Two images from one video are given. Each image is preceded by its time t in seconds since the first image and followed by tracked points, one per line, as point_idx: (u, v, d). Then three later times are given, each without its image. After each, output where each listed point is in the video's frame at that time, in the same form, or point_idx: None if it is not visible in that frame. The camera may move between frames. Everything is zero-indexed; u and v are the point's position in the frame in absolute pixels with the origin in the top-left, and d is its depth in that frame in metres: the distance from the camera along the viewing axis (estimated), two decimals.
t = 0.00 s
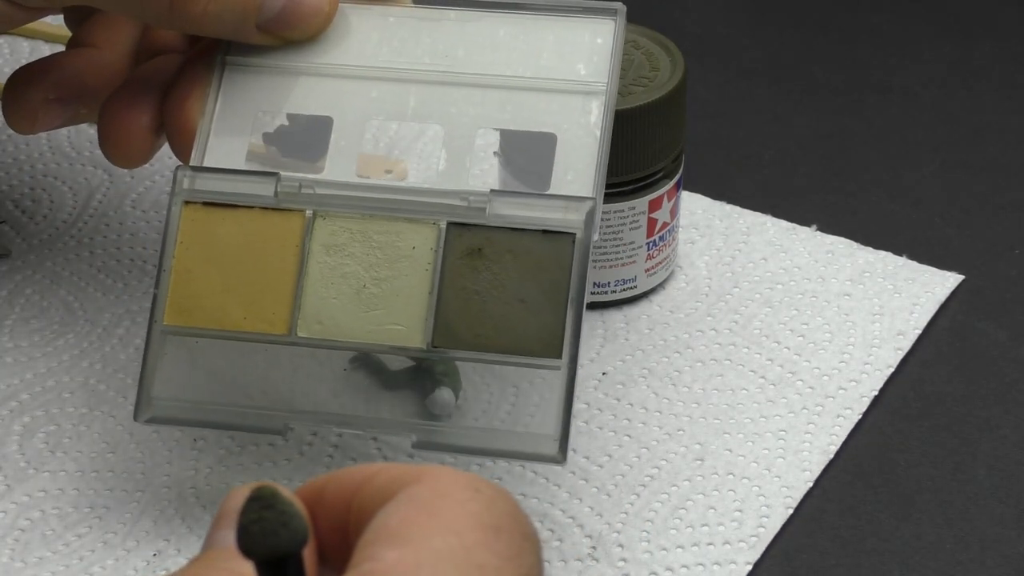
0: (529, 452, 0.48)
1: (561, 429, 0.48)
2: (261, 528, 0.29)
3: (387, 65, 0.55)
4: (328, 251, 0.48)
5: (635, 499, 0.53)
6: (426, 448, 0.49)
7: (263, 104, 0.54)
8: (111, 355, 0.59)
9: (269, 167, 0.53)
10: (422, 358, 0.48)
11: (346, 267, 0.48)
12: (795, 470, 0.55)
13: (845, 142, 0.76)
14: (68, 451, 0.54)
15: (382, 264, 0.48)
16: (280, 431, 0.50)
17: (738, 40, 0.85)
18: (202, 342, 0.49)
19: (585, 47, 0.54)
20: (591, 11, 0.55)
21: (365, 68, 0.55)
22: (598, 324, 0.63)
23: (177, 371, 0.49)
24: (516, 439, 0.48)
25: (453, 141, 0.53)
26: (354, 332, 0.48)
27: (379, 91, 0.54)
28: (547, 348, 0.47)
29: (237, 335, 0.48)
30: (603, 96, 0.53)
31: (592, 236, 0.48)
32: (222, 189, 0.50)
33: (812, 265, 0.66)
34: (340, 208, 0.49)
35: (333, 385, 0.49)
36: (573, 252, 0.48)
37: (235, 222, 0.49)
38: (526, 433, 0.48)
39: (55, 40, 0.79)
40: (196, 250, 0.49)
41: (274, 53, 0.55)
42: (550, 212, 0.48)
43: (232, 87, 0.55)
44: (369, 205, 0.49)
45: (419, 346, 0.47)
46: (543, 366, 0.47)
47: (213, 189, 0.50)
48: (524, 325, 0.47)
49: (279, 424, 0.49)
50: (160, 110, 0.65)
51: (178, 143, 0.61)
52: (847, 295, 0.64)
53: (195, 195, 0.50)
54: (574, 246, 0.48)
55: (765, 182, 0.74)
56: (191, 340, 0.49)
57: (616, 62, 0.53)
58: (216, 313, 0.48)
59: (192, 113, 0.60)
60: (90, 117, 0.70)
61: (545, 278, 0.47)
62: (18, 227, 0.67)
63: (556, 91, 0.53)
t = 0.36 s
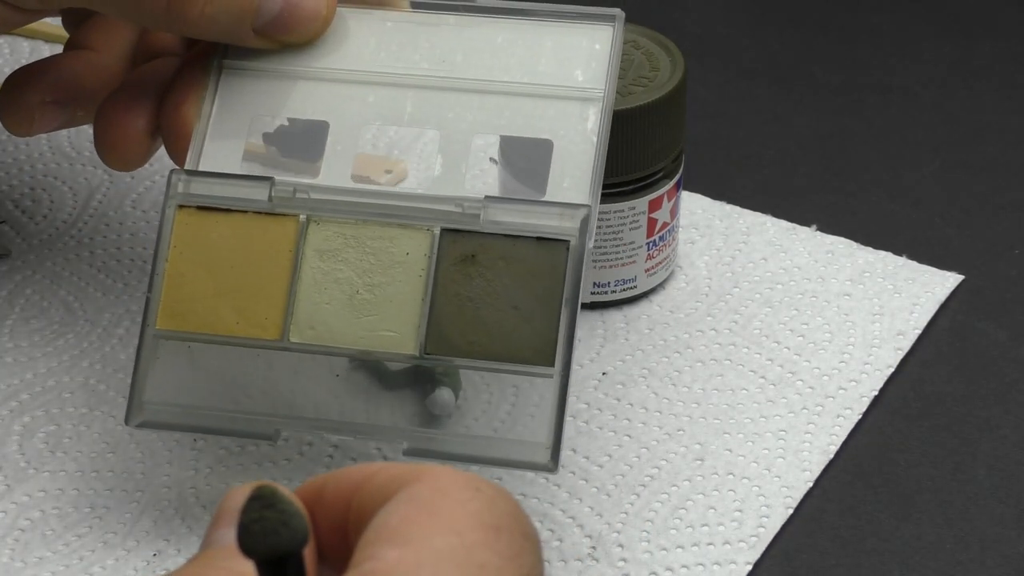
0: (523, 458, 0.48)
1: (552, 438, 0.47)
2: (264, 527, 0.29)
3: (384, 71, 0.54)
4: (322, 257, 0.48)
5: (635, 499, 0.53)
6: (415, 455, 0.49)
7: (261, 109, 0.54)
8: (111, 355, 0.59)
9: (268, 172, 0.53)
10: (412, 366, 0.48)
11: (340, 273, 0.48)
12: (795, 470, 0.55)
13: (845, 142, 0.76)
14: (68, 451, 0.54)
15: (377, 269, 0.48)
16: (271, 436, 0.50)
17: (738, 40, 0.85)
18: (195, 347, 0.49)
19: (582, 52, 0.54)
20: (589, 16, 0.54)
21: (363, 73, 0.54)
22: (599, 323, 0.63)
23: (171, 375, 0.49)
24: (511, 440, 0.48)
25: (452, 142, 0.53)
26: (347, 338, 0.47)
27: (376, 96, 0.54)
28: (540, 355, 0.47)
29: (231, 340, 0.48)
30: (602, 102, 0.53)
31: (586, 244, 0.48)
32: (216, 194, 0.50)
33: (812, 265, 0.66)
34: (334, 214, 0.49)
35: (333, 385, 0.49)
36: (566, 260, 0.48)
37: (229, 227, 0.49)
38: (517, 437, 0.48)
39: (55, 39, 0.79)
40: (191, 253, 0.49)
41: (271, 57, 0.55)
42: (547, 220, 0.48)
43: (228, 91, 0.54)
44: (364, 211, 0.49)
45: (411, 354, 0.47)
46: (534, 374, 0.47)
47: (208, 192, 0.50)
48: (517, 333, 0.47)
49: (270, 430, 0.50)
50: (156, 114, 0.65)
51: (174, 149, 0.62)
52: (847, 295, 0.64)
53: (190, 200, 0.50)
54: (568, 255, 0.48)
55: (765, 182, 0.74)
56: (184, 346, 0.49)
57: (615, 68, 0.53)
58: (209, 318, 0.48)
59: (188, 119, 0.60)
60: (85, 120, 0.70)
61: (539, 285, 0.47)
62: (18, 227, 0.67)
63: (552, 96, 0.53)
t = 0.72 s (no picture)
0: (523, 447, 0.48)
1: (551, 427, 0.47)
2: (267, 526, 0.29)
3: (380, 62, 0.55)
4: (320, 247, 0.48)
5: (635, 499, 0.53)
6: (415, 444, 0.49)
7: (258, 101, 0.54)
8: (111, 355, 0.59)
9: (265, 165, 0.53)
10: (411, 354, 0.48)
11: (337, 262, 0.48)
12: (794, 470, 0.55)
13: (845, 142, 0.76)
14: (68, 451, 0.54)
15: (374, 260, 0.48)
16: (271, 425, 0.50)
17: (739, 40, 0.85)
18: (192, 339, 0.49)
19: (580, 42, 0.54)
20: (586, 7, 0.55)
21: (358, 64, 0.54)
22: (598, 324, 0.63)
23: (168, 367, 0.49)
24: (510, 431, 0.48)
25: (450, 133, 0.53)
26: (345, 327, 0.48)
27: (373, 86, 0.54)
28: (539, 344, 0.47)
29: (230, 331, 0.48)
30: (598, 91, 0.53)
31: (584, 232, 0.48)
32: (214, 184, 0.50)
33: (812, 265, 0.66)
34: (331, 203, 0.49)
35: (333, 385, 0.49)
36: (564, 247, 0.48)
37: (227, 217, 0.49)
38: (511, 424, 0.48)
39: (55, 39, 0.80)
40: (188, 245, 0.49)
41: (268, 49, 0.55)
42: (542, 209, 0.48)
43: (225, 83, 0.55)
44: (362, 199, 0.49)
45: (410, 342, 0.47)
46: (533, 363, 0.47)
47: (206, 183, 0.50)
48: (514, 321, 0.47)
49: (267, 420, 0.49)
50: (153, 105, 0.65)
51: (169, 139, 0.61)
52: (847, 295, 0.64)
53: (187, 191, 0.50)
54: (565, 242, 0.48)
55: (765, 182, 0.74)
56: (181, 336, 0.49)
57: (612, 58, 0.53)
58: (206, 308, 0.48)
59: (184, 109, 0.60)
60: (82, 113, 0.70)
61: (537, 274, 0.47)
62: (18, 227, 0.67)
63: (549, 86, 0.53)
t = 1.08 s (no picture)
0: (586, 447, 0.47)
1: (541, 426, 0.47)
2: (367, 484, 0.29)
3: (374, 64, 0.55)
4: (310, 246, 0.48)
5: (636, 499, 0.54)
6: (405, 444, 0.48)
7: (251, 102, 0.54)
8: (111, 355, 0.59)
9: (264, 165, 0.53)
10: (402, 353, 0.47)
11: (328, 262, 0.48)
12: (795, 469, 0.55)
13: (845, 142, 0.76)
14: (68, 451, 0.54)
15: (365, 259, 0.48)
16: (258, 426, 0.49)
17: (739, 41, 0.85)
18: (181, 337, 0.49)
19: (574, 44, 0.54)
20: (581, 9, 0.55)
21: (352, 65, 0.55)
22: (598, 324, 0.63)
23: (158, 365, 0.49)
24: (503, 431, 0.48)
25: (442, 135, 0.53)
26: (334, 326, 0.47)
27: (366, 87, 0.54)
28: (529, 343, 0.46)
29: (219, 330, 0.48)
30: (592, 93, 0.53)
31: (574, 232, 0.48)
32: (204, 183, 0.50)
33: (812, 265, 0.66)
34: (322, 204, 0.49)
35: (334, 384, 0.49)
36: (554, 246, 0.48)
37: (217, 215, 0.49)
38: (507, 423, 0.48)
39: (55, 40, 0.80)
40: (178, 243, 0.49)
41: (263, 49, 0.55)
42: (535, 208, 0.48)
43: (221, 85, 0.55)
44: (353, 199, 0.50)
45: (399, 342, 0.47)
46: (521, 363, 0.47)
47: (198, 183, 0.50)
48: (503, 320, 0.47)
49: (254, 419, 0.49)
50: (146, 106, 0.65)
51: (162, 139, 0.62)
52: (847, 295, 0.64)
53: (179, 190, 0.50)
54: (556, 241, 0.48)
55: (765, 182, 0.74)
56: (169, 335, 0.49)
57: (606, 61, 0.53)
58: (195, 306, 0.48)
59: (176, 108, 0.60)
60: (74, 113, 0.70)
61: (527, 274, 0.47)
62: (18, 227, 0.67)
63: (544, 86, 0.53)
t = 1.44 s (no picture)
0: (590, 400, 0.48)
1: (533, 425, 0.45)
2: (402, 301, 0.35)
3: (366, 66, 0.55)
4: (298, 242, 0.49)
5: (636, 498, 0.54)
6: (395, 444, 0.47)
7: (242, 101, 0.54)
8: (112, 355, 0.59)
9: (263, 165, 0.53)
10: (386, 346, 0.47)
11: (315, 256, 0.48)
12: (795, 469, 0.55)
13: (844, 142, 0.76)
14: (69, 451, 0.54)
15: (352, 254, 0.48)
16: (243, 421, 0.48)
17: (739, 41, 0.85)
18: (167, 332, 0.49)
19: (567, 46, 0.54)
20: (575, 12, 0.55)
21: (345, 67, 0.55)
22: (599, 324, 0.63)
23: (145, 360, 0.49)
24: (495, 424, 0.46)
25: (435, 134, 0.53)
26: (320, 320, 0.47)
27: (358, 88, 0.54)
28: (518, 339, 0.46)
29: (205, 325, 0.48)
30: (584, 93, 0.52)
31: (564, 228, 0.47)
32: (192, 179, 0.50)
33: (812, 265, 0.66)
34: (310, 200, 0.50)
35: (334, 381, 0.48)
36: (543, 241, 0.47)
37: (205, 212, 0.50)
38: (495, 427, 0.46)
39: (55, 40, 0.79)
40: (167, 239, 0.49)
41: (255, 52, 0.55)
42: (526, 205, 0.48)
43: (216, 87, 0.55)
44: (341, 195, 0.50)
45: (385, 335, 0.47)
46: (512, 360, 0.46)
47: (187, 179, 0.50)
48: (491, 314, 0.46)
49: (241, 415, 0.48)
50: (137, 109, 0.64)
51: (153, 141, 0.61)
52: (847, 295, 0.64)
53: (168, 186, 0.50)
54: (544, 237, 0.47)
55: (766, 182, 0.74)
56: (156, 331, 0.49)
57: (597, 60, 0.53)
58: (183, 300, 0.48)
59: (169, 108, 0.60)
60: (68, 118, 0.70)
61: (515, 269, 0.47)
62: (18, 227, 0.67)
63: (536, 88, 0.53)
